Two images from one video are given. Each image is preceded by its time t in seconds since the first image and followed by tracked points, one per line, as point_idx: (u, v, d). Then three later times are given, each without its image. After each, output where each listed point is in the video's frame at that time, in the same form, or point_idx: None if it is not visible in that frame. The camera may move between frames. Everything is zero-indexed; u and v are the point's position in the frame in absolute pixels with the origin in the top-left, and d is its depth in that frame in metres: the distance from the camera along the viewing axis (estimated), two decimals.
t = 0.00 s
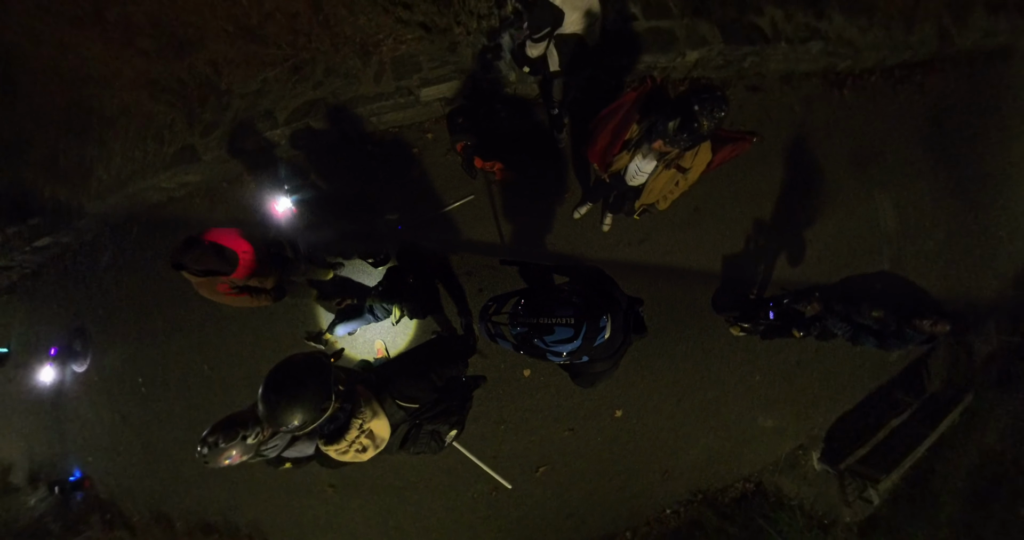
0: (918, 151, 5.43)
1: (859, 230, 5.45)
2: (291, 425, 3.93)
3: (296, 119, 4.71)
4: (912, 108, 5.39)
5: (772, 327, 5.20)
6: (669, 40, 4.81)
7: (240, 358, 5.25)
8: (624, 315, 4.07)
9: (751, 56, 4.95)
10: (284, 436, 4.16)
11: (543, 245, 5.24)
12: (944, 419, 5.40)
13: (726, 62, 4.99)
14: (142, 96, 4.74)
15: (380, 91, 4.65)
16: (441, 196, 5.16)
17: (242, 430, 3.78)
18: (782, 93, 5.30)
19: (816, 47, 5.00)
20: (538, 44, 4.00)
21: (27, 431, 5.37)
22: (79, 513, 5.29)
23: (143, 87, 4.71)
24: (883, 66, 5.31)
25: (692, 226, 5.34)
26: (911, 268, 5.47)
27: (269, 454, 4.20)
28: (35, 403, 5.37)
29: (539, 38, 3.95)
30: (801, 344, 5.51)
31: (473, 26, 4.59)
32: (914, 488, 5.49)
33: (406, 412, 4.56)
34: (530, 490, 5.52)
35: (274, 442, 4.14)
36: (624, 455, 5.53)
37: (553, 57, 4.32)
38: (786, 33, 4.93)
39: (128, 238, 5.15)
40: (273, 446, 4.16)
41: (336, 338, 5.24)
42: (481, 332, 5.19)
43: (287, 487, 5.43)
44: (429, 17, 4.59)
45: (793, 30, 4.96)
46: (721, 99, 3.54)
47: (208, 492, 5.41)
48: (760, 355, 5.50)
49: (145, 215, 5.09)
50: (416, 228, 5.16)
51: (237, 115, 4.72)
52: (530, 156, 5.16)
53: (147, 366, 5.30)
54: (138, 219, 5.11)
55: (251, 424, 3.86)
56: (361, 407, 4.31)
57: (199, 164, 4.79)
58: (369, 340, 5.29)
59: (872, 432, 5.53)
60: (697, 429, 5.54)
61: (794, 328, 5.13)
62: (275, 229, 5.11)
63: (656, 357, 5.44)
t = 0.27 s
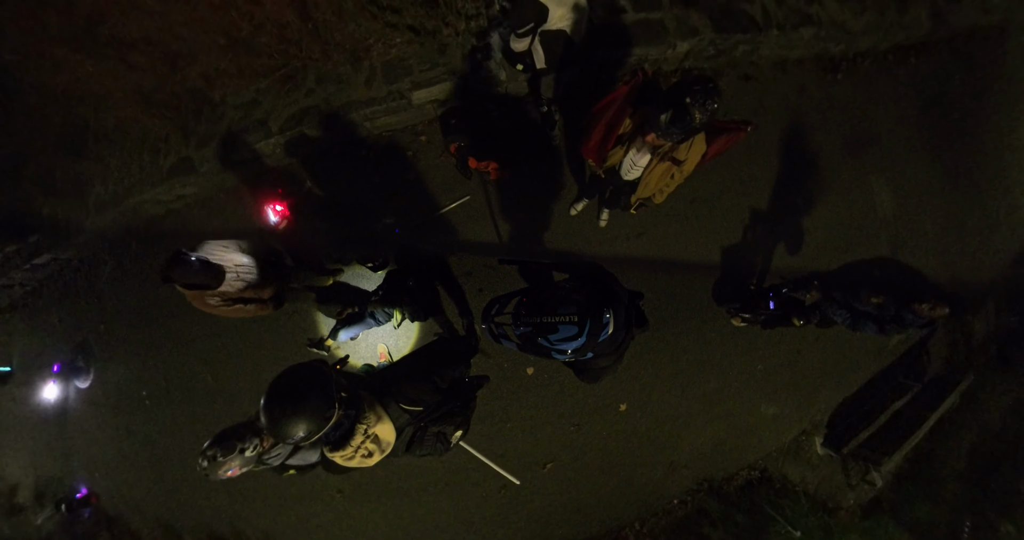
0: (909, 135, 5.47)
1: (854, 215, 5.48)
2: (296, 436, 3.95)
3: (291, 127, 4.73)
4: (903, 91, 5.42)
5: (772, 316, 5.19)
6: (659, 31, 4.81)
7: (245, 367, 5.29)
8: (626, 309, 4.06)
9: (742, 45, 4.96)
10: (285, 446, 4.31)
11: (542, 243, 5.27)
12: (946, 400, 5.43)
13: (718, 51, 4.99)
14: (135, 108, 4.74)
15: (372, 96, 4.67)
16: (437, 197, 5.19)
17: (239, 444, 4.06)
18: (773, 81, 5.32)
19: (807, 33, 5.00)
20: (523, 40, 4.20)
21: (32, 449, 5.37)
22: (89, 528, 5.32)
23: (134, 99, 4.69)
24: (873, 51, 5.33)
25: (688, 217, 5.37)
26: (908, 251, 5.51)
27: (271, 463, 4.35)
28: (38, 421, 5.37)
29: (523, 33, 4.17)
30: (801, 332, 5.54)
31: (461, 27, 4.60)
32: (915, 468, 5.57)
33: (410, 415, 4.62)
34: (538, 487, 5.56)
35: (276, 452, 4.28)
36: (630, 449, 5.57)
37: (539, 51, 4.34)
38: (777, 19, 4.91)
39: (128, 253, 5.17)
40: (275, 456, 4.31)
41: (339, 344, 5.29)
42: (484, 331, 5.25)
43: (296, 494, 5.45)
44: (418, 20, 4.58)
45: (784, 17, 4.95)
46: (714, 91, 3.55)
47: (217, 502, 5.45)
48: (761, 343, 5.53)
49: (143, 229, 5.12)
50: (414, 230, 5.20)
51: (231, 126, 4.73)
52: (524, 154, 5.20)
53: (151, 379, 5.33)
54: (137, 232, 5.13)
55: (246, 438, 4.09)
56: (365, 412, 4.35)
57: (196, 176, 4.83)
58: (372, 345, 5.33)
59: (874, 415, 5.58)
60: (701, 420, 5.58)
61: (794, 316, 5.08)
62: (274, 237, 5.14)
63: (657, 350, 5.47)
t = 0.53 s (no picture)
0: (902, 119, 5.49)
1: (848, 201, 5.51)
2: (302, 444, 3.98)
3: (287, 135, 4.79)
4: (893, 75, 5.44)
5: (772, 307, 5.23)
6: (650, 23, 4.82)
7: (249, 376, 5.32)
8: (626, 303, 4.10)
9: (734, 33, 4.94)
10: (293, 457, 4.26)
11: (539, 240, 5.30)
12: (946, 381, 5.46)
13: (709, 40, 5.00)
14: (127, 122, 4.72)
15: (365, 100, 4.71)
16: (433, 199, 5.21)
17: (244, 457, 3.98)
18: (765, 70, 5.34)
19: (798, 19, 4.99)
20: (515, 35, 4.24)
21: (39, 466, 5.41)
22: None
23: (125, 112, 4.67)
24: (864, 35, 5.33)
25: (683, 209, 5.40)
26: (902, 235, 5.55)
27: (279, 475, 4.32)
28: (45, 438, 5.40)
29: (513, 29, 4.23)
30: (801, 319, 5.56)
31: (450, 28, 4.61)
32: (917, 449, 5.62)
33: (415, 418, 4.55)
34: (545, 483, 5.60)
35: (285, 463, 4.22)
36: (635, 442, 5.60)
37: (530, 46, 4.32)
38: (768, 6, 4.88)
39: (126, 267, 5.18)
40: (284, 467, 4.24)
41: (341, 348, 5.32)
42: (485, 331, 5.27)
43: (304, 500, 5.49)
44: (406, 24, 4.58)
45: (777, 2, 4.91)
46: (705, 82, 3.52)
47: (226, 512, 5.48)
48: (761, 332, 5.56)
49: (140, 242, 5.13)
50: (411, 233, 5.23)
51: (225, 136, 4.73)
52: (519, 153, 5.22)
53: (155, 392, 5.35)
54: (134, 246, 5.14)
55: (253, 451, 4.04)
56: (370, 418, 4.33)
57: (191, 187, 4.84)
58: (375, 349, 5.37)
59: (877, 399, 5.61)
60: (704, 411, 5.62)
61: (794, 305, 5.13)
62: (273, 245, 5.17)
63: (658, 342, 5.50)
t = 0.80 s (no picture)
0: (896, 103, 5.50)
1: (843, 187, 5.54)
2: (307, 451, 4.00)
3: (281, 141, 4.78)
4: (885, 60, 5.45)
5: (771, 296, 5.29)
6: (640, 15, 4.85)
7: (253, 385, 5.35)
8: (627, 298, 4.14)
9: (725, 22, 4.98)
10: (311, 470, 4.49)
11: (538, 238, 5.32)
12: (946, 362, 5.52)
13: (700, 31, 5.04)
14: (124, 134, 4.75)
15: (358, 105, 4.72)
16: (430, 201, 5.23)
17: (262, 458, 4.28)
18: (758, 57, 5.34)
19: (788, 7, 5.02)
20: (505, 33, 4.21)
21: (47, 483, 5.45)
22: None
23: (123, 124, 4.70)
24: (855, 20, 5.35)
25: (679, 202, 5.42)
26: (898, 219, 5.58)
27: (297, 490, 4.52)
28: (51, 455, 5.42)
29: (503, 26, 4.18)
30: (802, 307, 5.59)
31: (439, 30, 4.65)
32: (919, 431, 5.65)
33: (420, 420, 4.62)
34: (552, 480, 5.63)
35: (303, 477, 4.46)
36: (641, 436, 5.64)
37: (520, 41, 4.31)
38: None
39: (125, 280, 5.18)
40: (302, 482, 4.48)
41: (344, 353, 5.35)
42: (487, 331, 5.29)
43: (313, 506, 5.52)
44: (396, 27, 4.62)
45: None
46: (696, 73, 3.59)
47: (235, 521, 5.51)
48: (762, 321, 5.59)
49: (138, 255, 5.12)
50: (409, 235, 5.25)
51: (222, 147, 4.78)
52: (513, 151, 5.24)
53: (160, 405, 5.37)
54: (132, 259, 5.14)
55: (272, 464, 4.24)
56: (375, 422, 4.32)
57: (189, 197, 4.86)
58: (378, 353, 5.38)
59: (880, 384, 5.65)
60: (708, 402, 5.65)
61: (792, 294, 5.19)
62: (273, 253, 5.19)
63: (659, 336, 5.53)
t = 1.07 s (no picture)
0: (889, 85, 5.52)
1: (837, 173, 5.57)
2: (314, 457, 4.04)
3: (275, 148, 4.79)
4: (876, 43, 5.47)
5: (771, 284, 5.29)
6: (630, 8, 4.85)
7: (258, 394, 5.37)
8: (625, 292, 4.18)
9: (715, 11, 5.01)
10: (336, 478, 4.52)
11: (536, 236, 5.34)
12: (945, 343, 5.55)
13: (690, 20, 5.06)
14: (120, 147, 4.77)
15: (351, 110, 4.72)
16: (427, 202, 5.25)
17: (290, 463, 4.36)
18: (749, 45, 5.36)
19: None
20: (495, 31, 4.28)
21: (55, 499, 5.47)
22: None
23: (118, 137, 4.72)
24: (845, 4, 5.37)
25: (675, 194, 5.44)
26: (893, 202, 5.60)
27: (322, 498, 4.58)
28: (56, 472, 5.45)
29: (492, 24, 4.26)
30: (801, 294, 5.62)
31: (428, 32, 4.65)
32: (918, 412, 5.75)
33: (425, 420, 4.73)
34: (560, 476, 5.66)
35: (328, 485, 4.50)
36: (646, 428, 5.67)
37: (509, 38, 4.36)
38: None
39: (126, 294, 5.21)
40: (327, 490, 4.51)
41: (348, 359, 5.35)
42: (489, 330, 5.32)
43: (323, 511, 5.55)
44: (386, 31, 4.63)
45: None
46: (687, 65, 3.67)
47: (245, 530, 5.53)
48: (762, 310, 5.62)
49: (138, 269, 5.15)
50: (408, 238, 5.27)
51: (218, 156, 4.79)
52: (507, 150, 5.26)
53: (165, 417, 5.40)
54: (132, 273, 5.16)
55: (296, 472, 4.31)
56: (381, 425, 4.40)
57: (186, 208, 4.87)
58: (381, 355, 5.41)
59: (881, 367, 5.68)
60: (711, 392, 5.68)
61: (790, 281, 5.16)
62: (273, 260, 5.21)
63: (661, 328, 5.57)
